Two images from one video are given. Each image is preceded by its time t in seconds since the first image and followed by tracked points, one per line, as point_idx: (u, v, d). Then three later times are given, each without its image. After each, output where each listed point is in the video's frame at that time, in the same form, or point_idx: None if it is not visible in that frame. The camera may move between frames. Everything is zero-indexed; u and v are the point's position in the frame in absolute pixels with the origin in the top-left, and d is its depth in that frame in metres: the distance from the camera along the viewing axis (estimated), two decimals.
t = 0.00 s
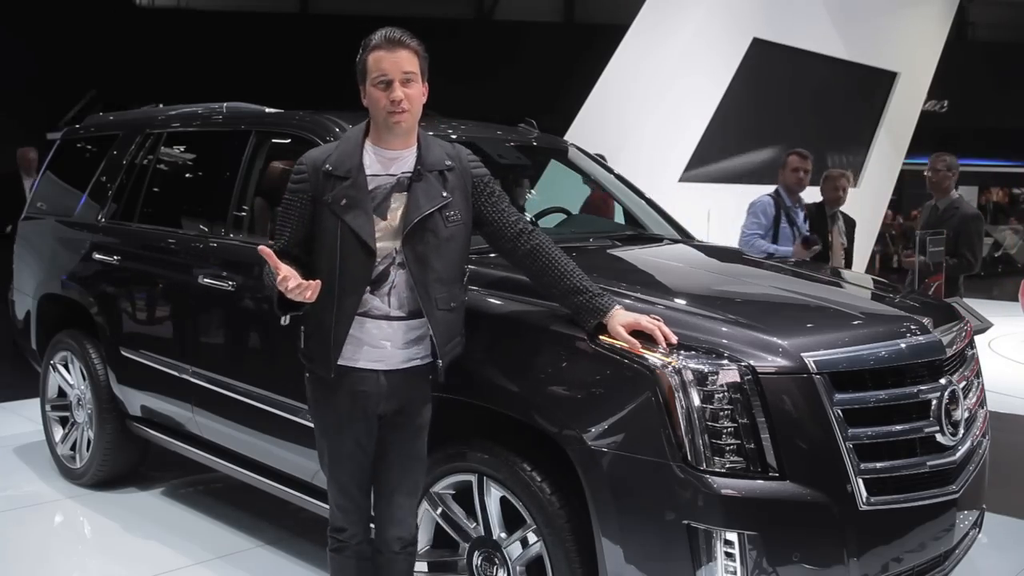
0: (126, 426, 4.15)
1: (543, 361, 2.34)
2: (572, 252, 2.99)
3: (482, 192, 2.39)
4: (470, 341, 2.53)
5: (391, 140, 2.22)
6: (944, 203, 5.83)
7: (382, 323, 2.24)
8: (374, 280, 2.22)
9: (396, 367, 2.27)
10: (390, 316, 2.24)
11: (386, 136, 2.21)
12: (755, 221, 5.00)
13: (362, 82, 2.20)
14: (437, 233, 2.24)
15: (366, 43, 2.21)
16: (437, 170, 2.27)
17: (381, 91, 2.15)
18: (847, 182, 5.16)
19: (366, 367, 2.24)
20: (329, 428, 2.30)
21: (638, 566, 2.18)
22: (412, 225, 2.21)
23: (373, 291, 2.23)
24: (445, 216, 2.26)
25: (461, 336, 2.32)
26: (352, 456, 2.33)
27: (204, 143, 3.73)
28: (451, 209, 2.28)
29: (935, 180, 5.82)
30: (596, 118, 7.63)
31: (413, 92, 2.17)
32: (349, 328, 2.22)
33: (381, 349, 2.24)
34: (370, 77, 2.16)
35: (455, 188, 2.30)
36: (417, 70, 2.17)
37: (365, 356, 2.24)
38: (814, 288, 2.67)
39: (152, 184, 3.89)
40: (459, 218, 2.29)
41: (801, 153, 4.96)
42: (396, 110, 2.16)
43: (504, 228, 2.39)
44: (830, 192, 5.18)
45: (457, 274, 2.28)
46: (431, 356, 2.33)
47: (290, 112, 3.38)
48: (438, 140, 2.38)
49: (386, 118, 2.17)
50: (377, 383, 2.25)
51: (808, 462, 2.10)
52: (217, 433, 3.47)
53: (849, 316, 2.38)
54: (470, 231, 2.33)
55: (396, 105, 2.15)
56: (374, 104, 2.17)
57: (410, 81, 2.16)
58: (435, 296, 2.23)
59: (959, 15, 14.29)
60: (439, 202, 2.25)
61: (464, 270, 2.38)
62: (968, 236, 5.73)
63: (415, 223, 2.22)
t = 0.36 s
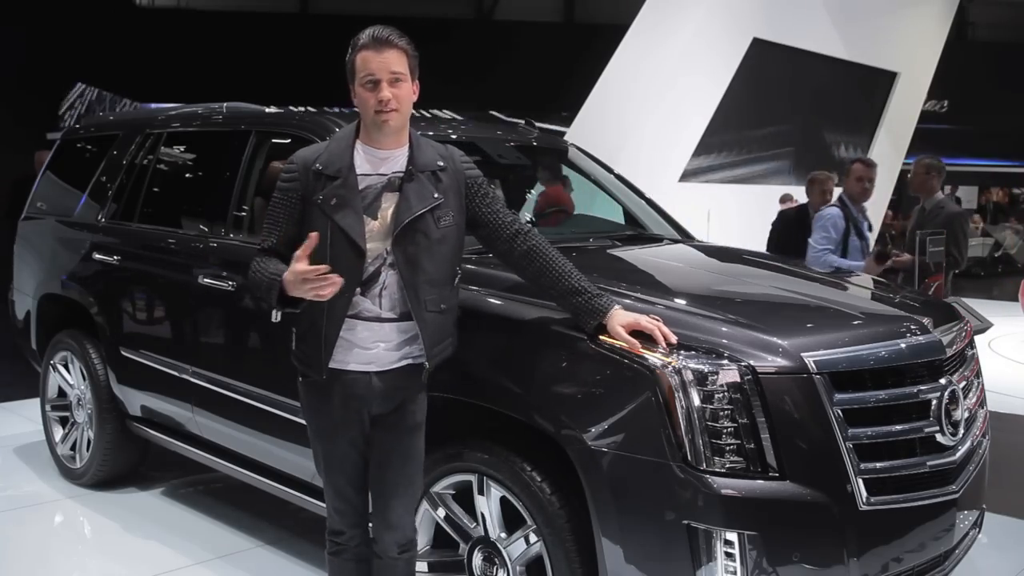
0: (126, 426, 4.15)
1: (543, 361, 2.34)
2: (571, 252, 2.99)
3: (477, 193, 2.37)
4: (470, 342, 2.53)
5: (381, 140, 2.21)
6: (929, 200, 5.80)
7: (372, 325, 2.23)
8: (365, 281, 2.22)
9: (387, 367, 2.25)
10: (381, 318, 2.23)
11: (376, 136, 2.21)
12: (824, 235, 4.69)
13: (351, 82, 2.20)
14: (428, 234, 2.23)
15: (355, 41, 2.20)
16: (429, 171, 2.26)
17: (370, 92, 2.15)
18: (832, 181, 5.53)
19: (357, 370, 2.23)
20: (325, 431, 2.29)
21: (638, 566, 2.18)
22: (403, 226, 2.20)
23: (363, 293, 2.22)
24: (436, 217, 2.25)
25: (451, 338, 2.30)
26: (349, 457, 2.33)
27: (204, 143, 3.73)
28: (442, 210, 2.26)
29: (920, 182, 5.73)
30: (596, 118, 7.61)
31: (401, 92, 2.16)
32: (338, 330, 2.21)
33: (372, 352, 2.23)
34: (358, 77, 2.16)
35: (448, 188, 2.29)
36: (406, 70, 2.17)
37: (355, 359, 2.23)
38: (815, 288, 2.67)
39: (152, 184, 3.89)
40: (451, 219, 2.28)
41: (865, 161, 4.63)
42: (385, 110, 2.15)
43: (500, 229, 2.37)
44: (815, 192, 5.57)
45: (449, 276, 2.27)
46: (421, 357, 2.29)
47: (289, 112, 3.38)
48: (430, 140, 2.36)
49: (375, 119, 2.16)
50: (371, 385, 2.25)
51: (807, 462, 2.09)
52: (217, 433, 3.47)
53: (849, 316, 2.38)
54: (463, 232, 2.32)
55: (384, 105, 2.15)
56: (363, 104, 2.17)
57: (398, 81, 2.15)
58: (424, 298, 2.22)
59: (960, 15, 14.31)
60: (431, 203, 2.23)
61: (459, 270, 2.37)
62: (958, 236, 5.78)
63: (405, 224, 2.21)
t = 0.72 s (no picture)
0: (126, 426, 4.15)
1: (543, 362, 2.34)
2: (572, 252, 2.99)
3: (476, 195, 2.37)
4: (470, 342, 2.53)
5: (380, 138, 2.21)
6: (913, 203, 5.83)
7: (374, 327, 2.23)
8: (367, 283, 2.22)
9: (386, 371, 2.25)
10: (382, 319, 2.23)
11: (376, 134, 2.20)
12: (886, 227, 5.03)
13: (349, 82, 2.21)
14: (428, 235, 2.23)
15: (353, 42, 2.21)
16: (428, 172, 2.26)
17: (369, 88, 2.15)
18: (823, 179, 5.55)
19: (358, 373, 2.23)
20: (324, 431, 2.29)
21: (638, 566, 2.18)
22: (402, 227, 2.20)
23: (365, 294, 2.22)
24: (435, 218, 2.25)
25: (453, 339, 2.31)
26: (348, 457, 2.33)
27: (204, 143, 3.73)
28: (441, 211, 2.26)
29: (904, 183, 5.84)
30: (595, 119, 7.42)
31: (400, 89, 2.17)
32: (341, 331, 2.21)
33: (373, 354, 2.23)
34: (357, 75, 2.16)
35: (447, 189, 2.29)
36: (404, 67, 2.18)
37: (357, 361, 2.23)
38: (815, 288, 2.68)
39: (152, 184, 3.89)
40: (451, 220, 2.28)
41: (927, 157, 4.95)
42: (385, 106, 2.15)
43: (499, 230, 2.37)
44: (808, 190, 5.58)
45: (448, 277, 2.26)
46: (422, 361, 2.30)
47: (289, 112, 3.38)
48: (429, 141, 2.37)
49: (375, 115, 2.16)
50: (370, 388, 2.24)
51: (807, 462, 2.09)
52: (217, 433, 3.47)
53: (849, 316, 2.38)
54: (463, 233, 2.32)
55: (384, 101, 2.15)
56: (362, 102, 2.17)
57: (397, 77, 2.16)
58: (424, 298, 2.21)
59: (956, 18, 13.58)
60: (430, 204, 2.23)
61: (458, 271, 2.37)
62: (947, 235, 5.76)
63: (405, 225, 2.20)
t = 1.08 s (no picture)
0: (126, 426, 4.15)
1: (543, 362, 2.34)
2: (571, 252, 2.99)
3: (477, 196, 2.37)
4: (470, 343, 2.53)
5: (382, 142, 2.22)
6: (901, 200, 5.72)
7: (374, 329, 2.23)
8: (366, 285, 2.22)
9: (385, 373, 2.26)
10: (382, 322, 2.24)
11: (380, 137, 2.20)
12: (957, 232, 4.68)
13: (352, 85, 2.21)
14: (428, 237, 2.22)
15: (357, 45, 2.21)
16: (428, 173, 2.26)
17: (373, 92, 2.15)
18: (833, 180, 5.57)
19: (357, 373, 2.23)
20: (323, 432, 2.29)
21: (638, 566, 2.18)
22: (403, 230, 2.20)
23: (365, 297, 2.22)
24: (435, 219, 2.24)
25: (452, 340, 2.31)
26: (347, 457, 2.32)
27: (204, 143, 3.73)
28: (442, 213, 2.26)
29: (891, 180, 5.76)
30: (596, 119, 7.68)
31: (404, 93, 2.16)
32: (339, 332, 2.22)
33: (372, 355, 2.24)
34: (361, 79, 2.16)
35: (447, 191, 2.29)
36: (408, 71, 2.17)
37: (355, 361, 2.23)
38: (815, 287, 2.68)
39: (152, 184, 3.89)
40: (451, 222, 2.27)
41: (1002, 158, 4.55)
42: (389, 110, 2.15)
43: (500, 231, 2.37)
44: (816, 189, 5.58)
45: (449, 278, 2.26)
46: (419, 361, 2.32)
47: (289, 112, 3.38)
48: (429, 143, 2.36)
49: (378, 118, 2.16)
50: (369, 389, 2.25)
51: (807, 462, 2.09)
52: (217, 433, 3.47)
53: (849, 316, 2.38)
54: (463, 234, 2.32)
55: (388, 105, 2.15)
56: (366, 105, 2.16)
57: (400, 81, 2.15)
58: (425, 300, 2.21)
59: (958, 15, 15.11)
60: (431, 206, 2.23)
61: (459, 272, 2.36)
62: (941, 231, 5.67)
63: (405, 227, 2.20)
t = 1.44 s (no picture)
0: (126, 426, 4.15)
1: (541, 361, 2.34)
2: (572, 252, 2.99)
3: (474, 196, 2.37)
4: (469, 344, 2.53)
5: (377, 141, 2.21)
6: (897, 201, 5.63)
7: (371, 327, 2.23)
8: (364, 284, 2.22)
9: (379, 366, 2.24)
10: (378, 321, 2.23)
11: (373, 136, 2.20)
12: None
13: (345, 85, 2.21)
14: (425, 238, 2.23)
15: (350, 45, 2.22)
16: (425, 174, 2.26)
17: (364, 91, 2.15)
18: (836, 180, 5.58)
19: (355, 368, 2.23)
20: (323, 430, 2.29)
21: (638, 566, 2.18)
22: (398, 230, 2.20)
23: (362, 296, 2.22)
24: (432, 220, 2.24)
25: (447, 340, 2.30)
26: (346, 455, 2.32)
27: (204, 143, 3.73)
28: (439, 213, 2.26)
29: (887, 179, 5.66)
30: (596, 119, 7.67)
31: (395, 91, 2.16)
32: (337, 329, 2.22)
33: (369, 352, 2.23)
34: (352, 78, 2.17)
35: (445, 191, 2.29)
36: (398, 69, 2.17)
37: (353, 358, 2.23)
38: (815, 288, 2.68)
39: (152, 183, 3.89)
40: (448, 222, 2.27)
41: None
42: (379, 109, 2.15)
43: (497, 231, 2.37)
44: (819, 191, 5.60)
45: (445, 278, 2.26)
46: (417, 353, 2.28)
47: (289, 112, 3.38)
48: (427, 142, 2.36)
49: (369, 117, 2.16)
50: (365, 384, 2.24)
51: (806, 462, 2.09)
52: (217, 433, 3.47)
53: (848, 316, 2.38)
54: (461, 234, 2.32)
55: (379, 103, 2.15)
56: (356, 104, 2.17)
57: (391, 79, 2.15)
58: (420, 300, 2.21)
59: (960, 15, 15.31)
60: (428, 206, 2.23)
61: (456, 272, 2.36)
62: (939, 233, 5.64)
63: (401, 227, 2.20)
